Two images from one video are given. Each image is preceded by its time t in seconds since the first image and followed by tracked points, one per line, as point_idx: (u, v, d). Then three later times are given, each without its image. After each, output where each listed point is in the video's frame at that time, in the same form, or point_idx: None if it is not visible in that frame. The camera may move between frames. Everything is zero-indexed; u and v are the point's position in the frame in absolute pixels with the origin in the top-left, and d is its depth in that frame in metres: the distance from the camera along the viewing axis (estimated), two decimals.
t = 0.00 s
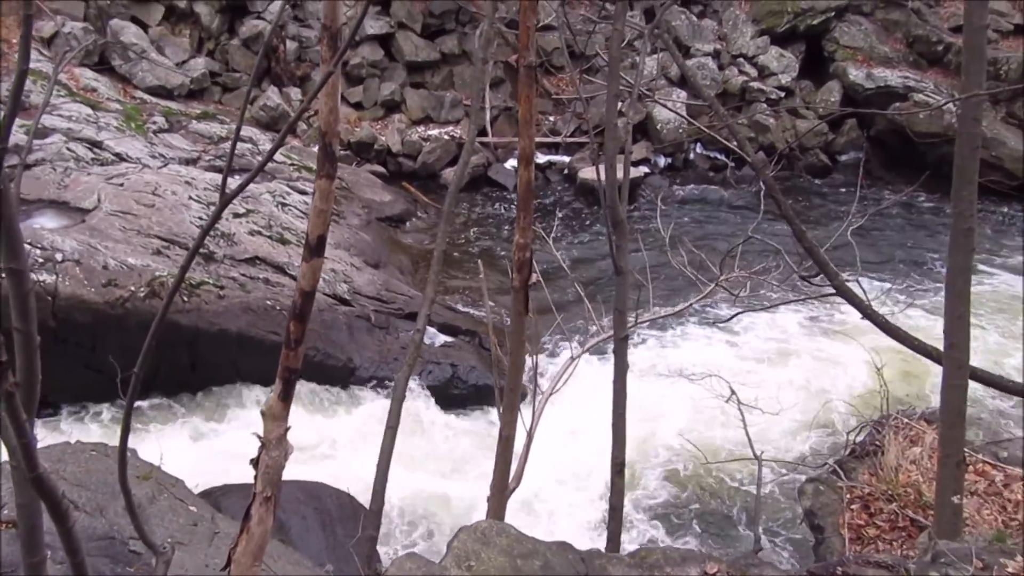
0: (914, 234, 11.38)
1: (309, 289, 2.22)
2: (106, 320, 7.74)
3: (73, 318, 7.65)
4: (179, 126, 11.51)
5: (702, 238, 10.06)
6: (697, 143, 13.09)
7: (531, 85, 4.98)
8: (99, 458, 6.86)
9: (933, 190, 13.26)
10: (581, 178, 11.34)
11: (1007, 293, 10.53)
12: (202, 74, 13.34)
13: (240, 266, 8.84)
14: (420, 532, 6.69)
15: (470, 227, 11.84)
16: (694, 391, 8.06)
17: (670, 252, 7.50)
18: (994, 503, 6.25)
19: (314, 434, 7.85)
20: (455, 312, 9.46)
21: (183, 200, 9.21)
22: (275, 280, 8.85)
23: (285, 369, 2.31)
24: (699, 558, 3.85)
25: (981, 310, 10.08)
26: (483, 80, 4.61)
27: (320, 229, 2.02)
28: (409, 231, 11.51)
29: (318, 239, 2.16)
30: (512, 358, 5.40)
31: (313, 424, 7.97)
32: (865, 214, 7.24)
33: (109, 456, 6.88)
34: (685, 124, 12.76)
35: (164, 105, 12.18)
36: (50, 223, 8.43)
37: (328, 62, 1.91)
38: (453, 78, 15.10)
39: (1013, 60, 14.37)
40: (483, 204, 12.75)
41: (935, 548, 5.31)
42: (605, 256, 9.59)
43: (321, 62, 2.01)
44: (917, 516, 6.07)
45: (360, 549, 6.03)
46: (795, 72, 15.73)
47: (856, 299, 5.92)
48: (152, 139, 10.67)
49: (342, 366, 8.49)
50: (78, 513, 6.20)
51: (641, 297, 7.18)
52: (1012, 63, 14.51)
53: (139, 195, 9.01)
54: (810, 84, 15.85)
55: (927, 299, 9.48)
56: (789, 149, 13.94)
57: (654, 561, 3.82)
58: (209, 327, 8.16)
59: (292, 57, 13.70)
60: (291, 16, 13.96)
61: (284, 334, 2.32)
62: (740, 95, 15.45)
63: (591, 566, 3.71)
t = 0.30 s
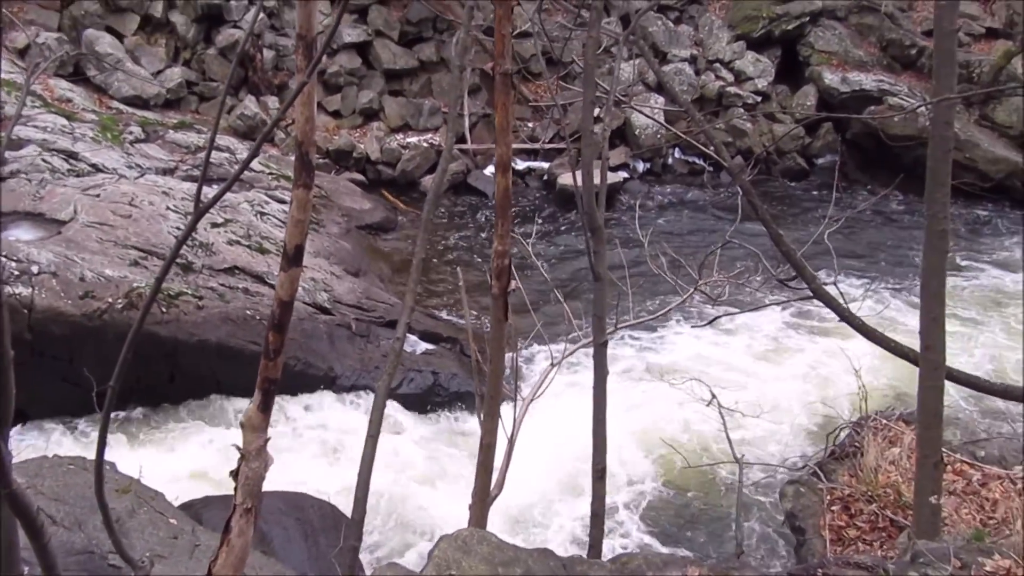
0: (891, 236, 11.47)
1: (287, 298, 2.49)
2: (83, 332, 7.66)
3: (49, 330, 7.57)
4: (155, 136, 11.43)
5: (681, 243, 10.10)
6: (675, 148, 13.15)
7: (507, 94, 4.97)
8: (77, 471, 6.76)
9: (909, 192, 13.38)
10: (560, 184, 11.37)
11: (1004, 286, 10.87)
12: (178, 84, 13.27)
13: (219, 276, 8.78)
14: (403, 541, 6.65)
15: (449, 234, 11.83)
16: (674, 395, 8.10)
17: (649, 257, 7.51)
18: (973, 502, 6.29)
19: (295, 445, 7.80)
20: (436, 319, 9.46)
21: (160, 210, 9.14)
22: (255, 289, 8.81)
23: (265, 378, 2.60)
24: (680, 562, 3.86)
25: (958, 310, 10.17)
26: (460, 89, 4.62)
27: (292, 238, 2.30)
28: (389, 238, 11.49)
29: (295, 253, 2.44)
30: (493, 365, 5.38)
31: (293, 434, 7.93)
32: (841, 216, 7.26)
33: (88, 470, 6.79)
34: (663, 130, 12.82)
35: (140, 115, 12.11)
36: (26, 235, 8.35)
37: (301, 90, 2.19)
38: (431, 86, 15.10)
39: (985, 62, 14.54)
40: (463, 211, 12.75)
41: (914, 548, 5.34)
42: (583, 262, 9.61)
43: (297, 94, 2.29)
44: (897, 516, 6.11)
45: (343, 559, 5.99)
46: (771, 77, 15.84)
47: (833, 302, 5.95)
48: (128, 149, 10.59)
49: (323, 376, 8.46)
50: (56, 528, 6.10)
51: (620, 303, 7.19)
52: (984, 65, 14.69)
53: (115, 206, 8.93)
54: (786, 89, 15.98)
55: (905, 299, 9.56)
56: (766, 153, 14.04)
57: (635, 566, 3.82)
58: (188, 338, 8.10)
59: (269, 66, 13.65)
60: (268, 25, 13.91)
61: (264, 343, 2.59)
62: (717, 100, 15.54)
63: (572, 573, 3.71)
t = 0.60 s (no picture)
0: (876, 239, 11.54)
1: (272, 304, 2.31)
2: (68, 342, 7.60)
3: (34, 340, 7.52)
4: (140, 143, 11.38)
5: (667, 247, 10.13)
6: (661, 152, 13.18)
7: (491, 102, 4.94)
8: (63, 482, 6.69)
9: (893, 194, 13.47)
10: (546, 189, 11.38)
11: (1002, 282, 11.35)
12: (163, 91, 13.23)
13: (205, 284, 8.75)
14: (391, 550, 6.62)
15: (436, 240, 11.82)
16: (662, 399, 8.12)
17: (636, 262, 7.50)
18: (959, 503, 6.32)
19: (282, 454, 7.75)
20: (423, 326, 9.47)
21: (145, 218, 9.09)
22: (241, 297, 8.77)
23: (251, 388, 2.40)
24: (668, 568, 3.86)
25: (941, 316, 10.24)
26: (445, 96, 4.63)
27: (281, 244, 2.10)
28: (376, 244, 11.48)
29: (281, 258, 2.26)
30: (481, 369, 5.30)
31: (281, 443, 7.87)
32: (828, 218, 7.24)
33: (73, 481, 6.71)
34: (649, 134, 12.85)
35: (124, 123, 12.06)
36: (10, 244, 8.29)
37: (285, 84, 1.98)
38: (416, 91, 15.08)
39: (967, 65, 14.65)
40: (449, 217, 12.74)
41: (901, 550, 5.36)
42: (570, 267, 9.63)
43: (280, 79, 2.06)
44: (884, 518, 6.14)
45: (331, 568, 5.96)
46: (755, 80, 15.91)
47: (819, 305, 5.97)
48: (112, 157, 10.53)
49: (311, 383, 8.42)
50: (41, 539, 6.02)
51: (607, 309, 7.18)
52: (966, 68, 14.80)
53: (100, 214, 8.88)
54: (771, 92, 16.06)
55: (888, 304, 9.60)
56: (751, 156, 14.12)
57: (623, 572, 3.83)
58: (175, 346, 8.06)
59: (254, 72, 13.62)
60: (253, 32, 13.87)
61: (248, 352, 2.40)
62: (703, 103, 15.61)
63: None
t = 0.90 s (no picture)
0: (862, 243, 11.58)
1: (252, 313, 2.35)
2: (53, 349, 7.57)
3: (19, 347, 7.47)
4: (125, 149, 11.34)
5: (653, 251, 10.13)
6: (648, 157, 13.19)
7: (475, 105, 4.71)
8: (46, 490, 6.62)
9: (878, 198, 13.52)
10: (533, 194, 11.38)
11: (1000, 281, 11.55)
12: (149, 97, 13.21)
13: (191, 290, 8.72)
14: (378, 557, 6.59)
15: (424, 245, 11.81)
16: (649, 403, 8.12)
17: (621, 267, 7.49)
18: (945, 505, 6.32)
19: (268, 460, 7.70)
20: (410, 331, 9.46)
21: (131, 225, 9.06)
22: (228, 303, 8.74)
23: (234, 396, 2.44)
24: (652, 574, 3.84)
25: (927, 317, 10.25)
26: (428, 100, 4.47)
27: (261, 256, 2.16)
28: (363, 249, 11.45)
29: (265, 269, 2.32)
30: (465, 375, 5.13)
31: (268, 450, 7.83)
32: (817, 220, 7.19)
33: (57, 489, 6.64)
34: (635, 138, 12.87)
35: (110, 129, 12.02)
36: None
37: (262, 103, 2.05)
38: (404, 97, 15.08)
39: (951, 69, 14.73)
40: (437, 222, 12.74)
41: (887, 553, 5.36)
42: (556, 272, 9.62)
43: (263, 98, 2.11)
44: (870, 521, 6.15)
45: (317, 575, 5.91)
46: (741, 85, 15.96)
47: (803, 308, 5.96)
48: (98, 163, 10.49)
49: (299, 389, 8.40)
50: (24, 548, 5.94)
51: (592, 314, 7.17)
52: (950, 72, 14.88)
53: (85, 221, 8.84)
54: (757, 97, 16.09)
55: (874, 308, 9.63)
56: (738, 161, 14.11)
57: None
58: (161, 353, 8.04)
59: (241, 78, 13.60)
60: (239, 38, 13.83)
61: (232, 360, 2.45)
62: (689, 108, 15.65)
63: None
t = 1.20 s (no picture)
0: (858, 245, 11.57)
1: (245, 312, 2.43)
2: (48, 347, 7.56)
3: (13, 345, 7.47)
4: (123, 146, 11.33)
5: (647, 252, 10.12)
6: (646, 157, 13.16)
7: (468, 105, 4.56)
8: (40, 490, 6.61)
9: (875, 199, 13.49)
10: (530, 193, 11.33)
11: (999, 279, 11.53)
12: (147, 94, 13.22)
13: (187, 288, 8.73)
14: (370, 557, 6.59)
15: (420, 244, 11.80)
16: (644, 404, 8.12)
17: (617, 268, 7.44)
18: (938, 510, 6.27)
19: (263, 460, 7.70)
20: (406, 331, 9.46)
21: (127, 222, 9.06)
22: (224, 302, 8.75)
23: (224, 395, 2.52)
24: None
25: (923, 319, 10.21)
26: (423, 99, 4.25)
27: (250, 260, 2.23)
28: (360, 248, 11.45)
29: (253, 272, 2.40)
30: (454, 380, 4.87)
31: (263, 449, 7.82)
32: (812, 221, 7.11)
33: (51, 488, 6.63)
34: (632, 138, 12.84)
35: (108, 126, 12.02)
36: None
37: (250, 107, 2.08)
38: (402, 95, 15.06)
39: (949, 70, 14.68)
40: (435, 220, 12.74)
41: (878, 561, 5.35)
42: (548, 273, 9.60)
43: (251, 106, 2.18)
44: (864, 525, 6.13)
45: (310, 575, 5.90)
46: (740, 84, 15.90)
47: (798, 312, 5.91)
48: (95, 160, 10.50)
49: (294, 388, 8.43)
50: (16, 549, 5.93)
51: (585, 316, 7.13)
52: (949, 73, 14.82)
53: (81, 218, 8.84)
54: (756, 97, 16.04)
55: (869, 310, 9.58)
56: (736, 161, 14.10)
57: None
58: (157, 351, 8.03)
59: (239, 76, 13.58)
60: (237, 35, 13.82)
61: (223, 360, 2.52)
62: (688, 108, 15.61)
63: None
